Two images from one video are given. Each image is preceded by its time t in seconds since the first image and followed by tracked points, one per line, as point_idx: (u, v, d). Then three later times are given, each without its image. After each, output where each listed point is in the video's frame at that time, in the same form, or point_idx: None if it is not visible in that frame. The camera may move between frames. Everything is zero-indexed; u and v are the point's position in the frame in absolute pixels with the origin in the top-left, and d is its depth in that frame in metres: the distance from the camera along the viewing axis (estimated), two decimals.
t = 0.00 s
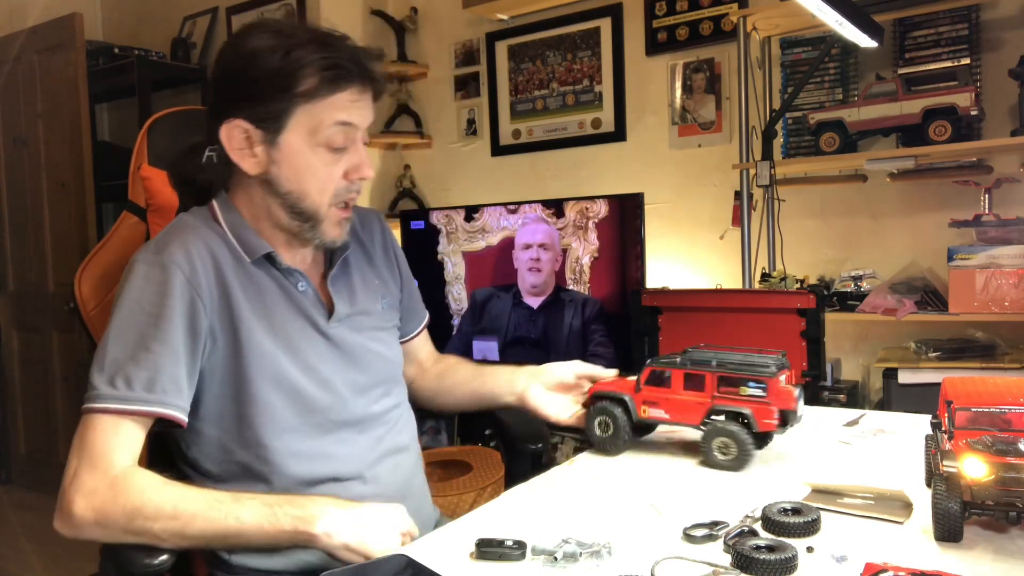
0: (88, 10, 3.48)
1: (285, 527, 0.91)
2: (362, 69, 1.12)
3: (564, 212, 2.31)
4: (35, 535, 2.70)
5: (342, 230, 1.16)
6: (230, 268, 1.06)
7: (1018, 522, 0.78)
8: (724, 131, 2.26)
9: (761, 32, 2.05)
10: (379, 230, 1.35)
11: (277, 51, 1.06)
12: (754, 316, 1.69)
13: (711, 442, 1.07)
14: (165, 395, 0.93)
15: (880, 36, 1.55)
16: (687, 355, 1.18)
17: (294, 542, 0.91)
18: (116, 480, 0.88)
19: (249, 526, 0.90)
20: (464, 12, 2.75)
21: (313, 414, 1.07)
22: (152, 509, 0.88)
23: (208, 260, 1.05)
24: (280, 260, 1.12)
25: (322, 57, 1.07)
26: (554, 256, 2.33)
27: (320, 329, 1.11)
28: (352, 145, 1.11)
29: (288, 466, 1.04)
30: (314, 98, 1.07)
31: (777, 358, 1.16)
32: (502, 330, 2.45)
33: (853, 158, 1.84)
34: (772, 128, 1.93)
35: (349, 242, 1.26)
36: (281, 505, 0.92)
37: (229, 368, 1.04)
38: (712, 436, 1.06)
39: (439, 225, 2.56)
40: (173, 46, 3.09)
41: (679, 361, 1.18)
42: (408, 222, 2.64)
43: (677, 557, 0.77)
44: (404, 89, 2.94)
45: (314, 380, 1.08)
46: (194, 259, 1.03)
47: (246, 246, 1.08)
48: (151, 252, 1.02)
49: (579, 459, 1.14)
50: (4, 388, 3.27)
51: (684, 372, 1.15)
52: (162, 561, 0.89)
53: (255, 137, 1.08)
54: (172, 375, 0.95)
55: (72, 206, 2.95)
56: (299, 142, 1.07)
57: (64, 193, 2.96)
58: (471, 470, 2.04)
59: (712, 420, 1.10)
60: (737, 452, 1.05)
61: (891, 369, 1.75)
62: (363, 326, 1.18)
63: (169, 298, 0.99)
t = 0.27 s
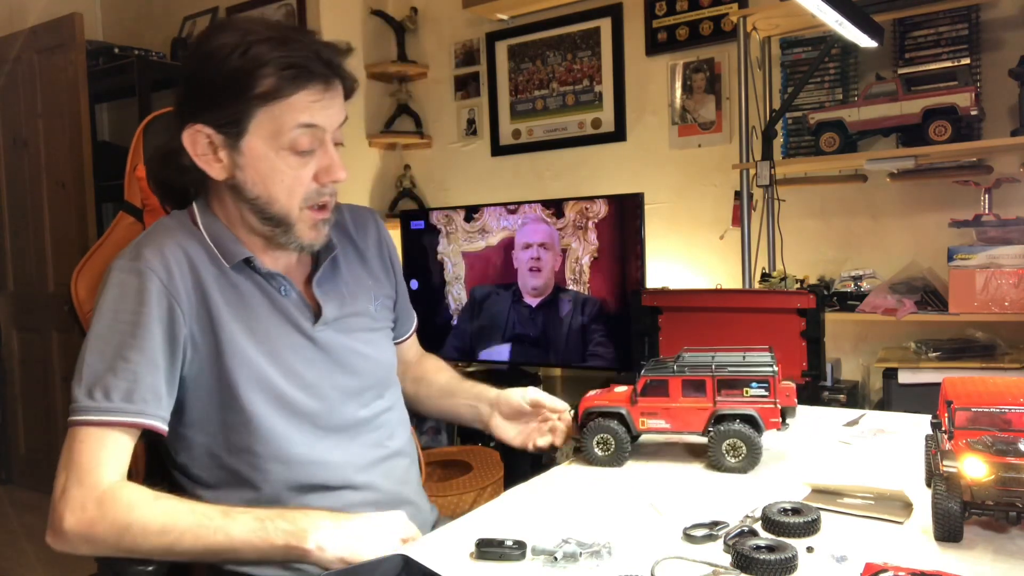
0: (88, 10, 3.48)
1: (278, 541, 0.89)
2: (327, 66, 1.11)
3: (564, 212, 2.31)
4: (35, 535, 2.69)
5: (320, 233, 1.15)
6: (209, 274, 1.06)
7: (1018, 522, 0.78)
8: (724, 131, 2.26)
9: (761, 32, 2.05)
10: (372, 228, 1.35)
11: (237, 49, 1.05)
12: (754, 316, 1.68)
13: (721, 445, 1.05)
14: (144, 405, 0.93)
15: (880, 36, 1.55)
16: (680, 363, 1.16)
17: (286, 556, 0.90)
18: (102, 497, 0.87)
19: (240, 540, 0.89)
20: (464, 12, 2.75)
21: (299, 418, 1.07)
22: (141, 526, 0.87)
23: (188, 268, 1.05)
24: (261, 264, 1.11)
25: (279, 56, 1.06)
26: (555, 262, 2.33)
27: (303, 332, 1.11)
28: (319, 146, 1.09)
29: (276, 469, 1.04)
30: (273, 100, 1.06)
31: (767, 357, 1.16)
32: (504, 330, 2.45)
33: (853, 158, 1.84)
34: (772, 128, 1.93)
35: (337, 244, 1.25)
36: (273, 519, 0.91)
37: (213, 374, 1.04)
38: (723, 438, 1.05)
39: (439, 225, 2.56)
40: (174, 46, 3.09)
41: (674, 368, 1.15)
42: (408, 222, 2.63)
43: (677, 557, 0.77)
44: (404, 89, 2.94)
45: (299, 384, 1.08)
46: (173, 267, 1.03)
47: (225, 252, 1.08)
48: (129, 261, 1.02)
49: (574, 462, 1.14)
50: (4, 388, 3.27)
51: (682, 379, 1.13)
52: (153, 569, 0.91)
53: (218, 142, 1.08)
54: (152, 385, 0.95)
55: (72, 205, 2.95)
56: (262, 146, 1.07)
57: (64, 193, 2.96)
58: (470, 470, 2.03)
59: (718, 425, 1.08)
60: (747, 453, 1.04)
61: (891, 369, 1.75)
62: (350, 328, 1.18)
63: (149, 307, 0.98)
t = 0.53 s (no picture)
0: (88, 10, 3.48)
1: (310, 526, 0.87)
2: (330, 67, 1.10)
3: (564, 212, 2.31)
4: (35, 535, 2.69)
5: (326, 233, 1.15)
6: (214, 273, 1.06)
7: (1018, 522, 0.78)
8: (724, 131, 2.26)
9: (761, 32, 2.05)
10: (373, 231, 1.36)
11: (243, 51, 1.04)
12: (754, 316, 1.68)
13: (723, 445, 1.05)
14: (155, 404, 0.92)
15: (880, 36, 1.55)
16: (682, 363, 1.16)
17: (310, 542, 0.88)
18: (121, 495, 0.86)
19: (264, 530, 0.87)
20: (464, 12, 2.75)
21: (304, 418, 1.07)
22: (162, 523, 0.86)
23: (193, 267, 1.05)
24: (265, 265, 1.12)
25: (287, 59, 1.05)
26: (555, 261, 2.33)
27: (307, 332, 1.11)
28: (326, 150, 1.09)
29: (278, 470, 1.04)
30: (281, 103, 1.05)
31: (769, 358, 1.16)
32: (505, 329, 2.45)
33: (853, 158, 1.84)
34: (772, 128, 1.93)
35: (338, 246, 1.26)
36: (295, 506, 0.88)
37: (217, 373, 1.04)
38: (725, 439, 1.04)
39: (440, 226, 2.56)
40: (174, 46, 3.09)
41: (676, 369, 1.15)
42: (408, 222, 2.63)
43: (677, 557, 0.77)
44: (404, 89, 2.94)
45: (303, 383, 1.08)
46: (179, 266, 1.03)
47: (229, 252, 1.08)
48: (134, 260, 1.02)
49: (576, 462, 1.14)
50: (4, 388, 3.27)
51: (683, 379, 1.13)
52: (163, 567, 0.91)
53: (223, 145, 1.07)
54: (162, 384, 0.94)
55: (72, 205, 2.95)
56: (268, 149, 1.06)
57: (64, 193, 2.97)
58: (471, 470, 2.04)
59: (720, 425, 1.08)
60: (749, 453, 1.04)
61: (891, 369, 1.75)
62: (352, 328, 1.18)
63: (157, 306, 0.98)
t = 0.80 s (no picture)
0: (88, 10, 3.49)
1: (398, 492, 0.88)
2: (336, 73, 1.08)
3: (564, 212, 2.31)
4: (35, 535, 2.69)
5: (330, 237, 1.14)
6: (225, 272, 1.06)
7: (1018, 522, 0.78)
8: (724, 131, 2.26)
9: (761, 32, 2.05)
10: (381, 233, 1.35)
11: (249, 57, 1.04)
12: (755, 316, 1.68)
13: (726, 445, 1.05)
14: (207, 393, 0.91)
15: (880, 36, 1.55)
16: (684, 363, 1.16)
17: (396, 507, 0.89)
18: (209, 480, 0.84)
19: (358, 497, 0.87)
20: (464, 12, 2.75)
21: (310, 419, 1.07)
22: (253, 502, 0.84)
23: (204, 266, 1.04)
24: (271, 265, 1.11)
25: (292, 67, 1.04)
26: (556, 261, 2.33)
27: (314, 333, 1.10)
28: (329, 155, 1.08)
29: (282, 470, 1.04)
30: (285, 110, 1.03)
31: (771, 357, 1.16)
32: (505, 329, 2.45)
33: (853, 158, 1.84)
34: (772, 128, 1.93)
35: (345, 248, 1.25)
36: (381, 470, 0.90)
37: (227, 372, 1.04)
38: (729, 439, 1.04)
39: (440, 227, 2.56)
40: (174, 46, 3.09)
41: (678, 369, 1.15)
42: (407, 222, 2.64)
43: (677, 557, 0.77)
44: (404, 89, 2.94)
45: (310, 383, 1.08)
46: (191, 265, 1.02)
47: (236, 253, 1.07)
48: (147, 258, 1.00)
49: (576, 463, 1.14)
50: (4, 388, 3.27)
51: (685, 379, 1.13)
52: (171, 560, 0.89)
53: (228, 149, 1.07)
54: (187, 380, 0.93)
55: (72, 206, 2.95)
56: (272, 156, 1.06)
57: (64, 194, 2.97)
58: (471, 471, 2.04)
59: (722, 425, 1.08)
60: (751, 454, 1.03)
61: (891, 369, 1.75)
62: (358, 330, 1.18)
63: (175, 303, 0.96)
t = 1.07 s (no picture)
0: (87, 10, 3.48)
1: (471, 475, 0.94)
2: (352, 77, 1.09)
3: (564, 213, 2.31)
4: (35, 535, 2.69)
5: (341, 240, 1.15)
6: (240, 274, 1.07)
7: (1017, 522, 0.78)
8: (724, 131, 2.26)
9: (761, 32, 2.05)
10: (386, 234, 1.36)
11: (266, 58, 1.04)
12: (754, 316, 1.68)
13: (728, 446, 1.05)
14: (249, 388, 0.94)
15: (880, 36, 1.55)
16: (687, 364, 1.15)
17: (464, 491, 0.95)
18: (284, 473, 0.90)
19: (428, 480, 0.93)
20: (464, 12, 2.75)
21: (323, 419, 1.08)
22: (325, 489, 0.90)
23: (221, 268, 1.05)
24: (284, 267, 1.12)
25: (309, 70, 1.05)
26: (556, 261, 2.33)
27: (326, 335, 1.12)
28: (344, 158, 1.08)
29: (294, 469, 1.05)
30: (302, 113, 1.04)
31: (773, 358, 1.16)
32: (505, 330, 2.45)
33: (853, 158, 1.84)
34: (772, 128, 1.93)
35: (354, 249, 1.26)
36: (447, 455, 0.96)
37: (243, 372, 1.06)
38: (730, 440, 1.04)
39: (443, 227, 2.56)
40: (174, 46, 3.09)
41: (680, 369, 1.15)
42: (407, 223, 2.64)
43: (677, 557, 0.77)
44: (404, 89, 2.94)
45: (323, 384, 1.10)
46: (210, 267, 1.04)
47: (249, 255, 1.08)
48: (167, 262, 1.02)
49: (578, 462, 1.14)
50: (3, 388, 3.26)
51: (687, 380, 1.13)
52: (175, 557, 0.87)
53: (244, 150, 1.08)
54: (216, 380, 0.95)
55: (72, 207, 2.96)
56: (287, 157, 1.06)
57: (64, 194, 2.97)
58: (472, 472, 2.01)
59: (724, 427, 1.08)
60: (754, 456, 1.03)
61: (891, 369, 1.75)
62: (366, 333, 1.19)
63: (199, 305, 0.99)
